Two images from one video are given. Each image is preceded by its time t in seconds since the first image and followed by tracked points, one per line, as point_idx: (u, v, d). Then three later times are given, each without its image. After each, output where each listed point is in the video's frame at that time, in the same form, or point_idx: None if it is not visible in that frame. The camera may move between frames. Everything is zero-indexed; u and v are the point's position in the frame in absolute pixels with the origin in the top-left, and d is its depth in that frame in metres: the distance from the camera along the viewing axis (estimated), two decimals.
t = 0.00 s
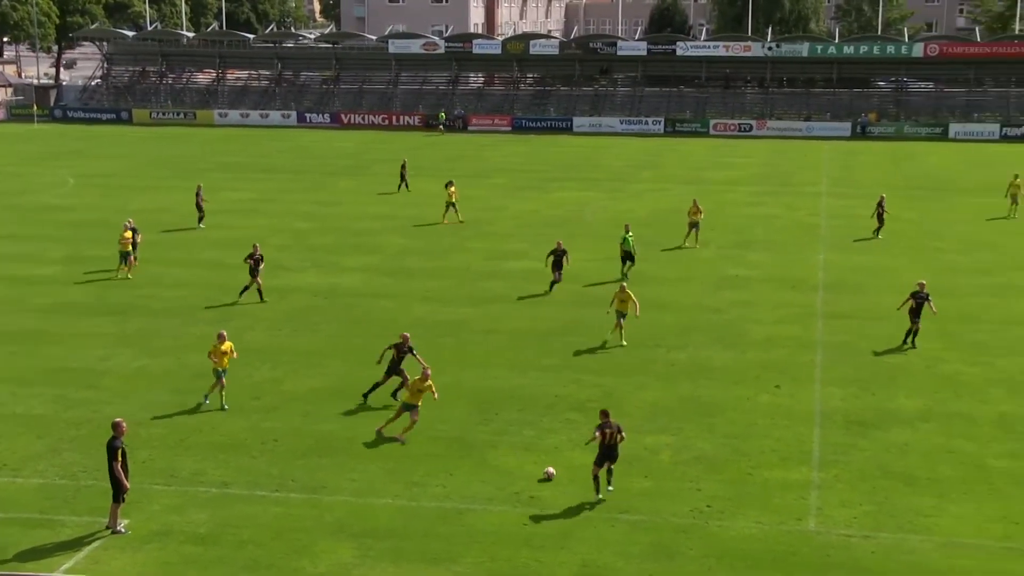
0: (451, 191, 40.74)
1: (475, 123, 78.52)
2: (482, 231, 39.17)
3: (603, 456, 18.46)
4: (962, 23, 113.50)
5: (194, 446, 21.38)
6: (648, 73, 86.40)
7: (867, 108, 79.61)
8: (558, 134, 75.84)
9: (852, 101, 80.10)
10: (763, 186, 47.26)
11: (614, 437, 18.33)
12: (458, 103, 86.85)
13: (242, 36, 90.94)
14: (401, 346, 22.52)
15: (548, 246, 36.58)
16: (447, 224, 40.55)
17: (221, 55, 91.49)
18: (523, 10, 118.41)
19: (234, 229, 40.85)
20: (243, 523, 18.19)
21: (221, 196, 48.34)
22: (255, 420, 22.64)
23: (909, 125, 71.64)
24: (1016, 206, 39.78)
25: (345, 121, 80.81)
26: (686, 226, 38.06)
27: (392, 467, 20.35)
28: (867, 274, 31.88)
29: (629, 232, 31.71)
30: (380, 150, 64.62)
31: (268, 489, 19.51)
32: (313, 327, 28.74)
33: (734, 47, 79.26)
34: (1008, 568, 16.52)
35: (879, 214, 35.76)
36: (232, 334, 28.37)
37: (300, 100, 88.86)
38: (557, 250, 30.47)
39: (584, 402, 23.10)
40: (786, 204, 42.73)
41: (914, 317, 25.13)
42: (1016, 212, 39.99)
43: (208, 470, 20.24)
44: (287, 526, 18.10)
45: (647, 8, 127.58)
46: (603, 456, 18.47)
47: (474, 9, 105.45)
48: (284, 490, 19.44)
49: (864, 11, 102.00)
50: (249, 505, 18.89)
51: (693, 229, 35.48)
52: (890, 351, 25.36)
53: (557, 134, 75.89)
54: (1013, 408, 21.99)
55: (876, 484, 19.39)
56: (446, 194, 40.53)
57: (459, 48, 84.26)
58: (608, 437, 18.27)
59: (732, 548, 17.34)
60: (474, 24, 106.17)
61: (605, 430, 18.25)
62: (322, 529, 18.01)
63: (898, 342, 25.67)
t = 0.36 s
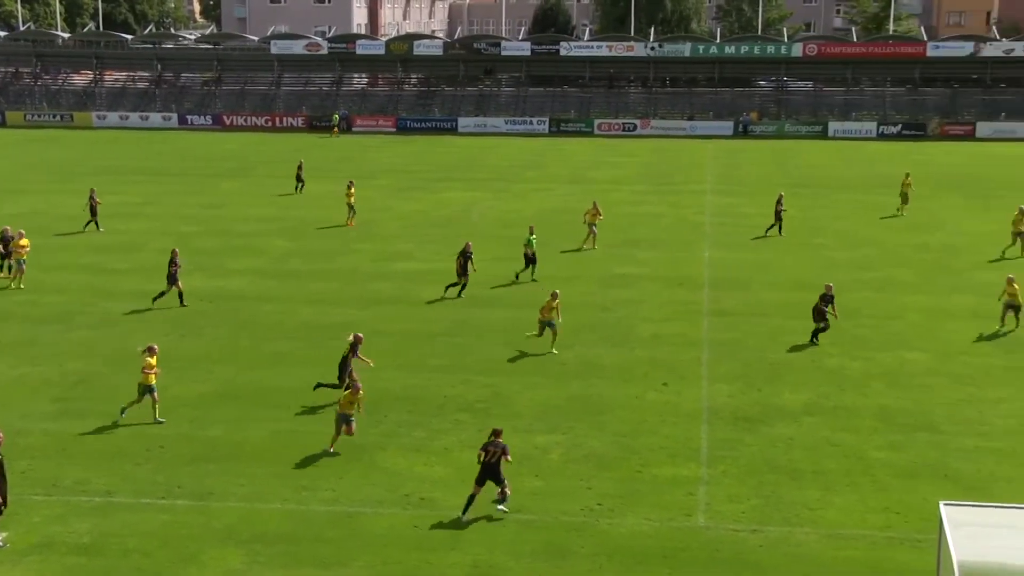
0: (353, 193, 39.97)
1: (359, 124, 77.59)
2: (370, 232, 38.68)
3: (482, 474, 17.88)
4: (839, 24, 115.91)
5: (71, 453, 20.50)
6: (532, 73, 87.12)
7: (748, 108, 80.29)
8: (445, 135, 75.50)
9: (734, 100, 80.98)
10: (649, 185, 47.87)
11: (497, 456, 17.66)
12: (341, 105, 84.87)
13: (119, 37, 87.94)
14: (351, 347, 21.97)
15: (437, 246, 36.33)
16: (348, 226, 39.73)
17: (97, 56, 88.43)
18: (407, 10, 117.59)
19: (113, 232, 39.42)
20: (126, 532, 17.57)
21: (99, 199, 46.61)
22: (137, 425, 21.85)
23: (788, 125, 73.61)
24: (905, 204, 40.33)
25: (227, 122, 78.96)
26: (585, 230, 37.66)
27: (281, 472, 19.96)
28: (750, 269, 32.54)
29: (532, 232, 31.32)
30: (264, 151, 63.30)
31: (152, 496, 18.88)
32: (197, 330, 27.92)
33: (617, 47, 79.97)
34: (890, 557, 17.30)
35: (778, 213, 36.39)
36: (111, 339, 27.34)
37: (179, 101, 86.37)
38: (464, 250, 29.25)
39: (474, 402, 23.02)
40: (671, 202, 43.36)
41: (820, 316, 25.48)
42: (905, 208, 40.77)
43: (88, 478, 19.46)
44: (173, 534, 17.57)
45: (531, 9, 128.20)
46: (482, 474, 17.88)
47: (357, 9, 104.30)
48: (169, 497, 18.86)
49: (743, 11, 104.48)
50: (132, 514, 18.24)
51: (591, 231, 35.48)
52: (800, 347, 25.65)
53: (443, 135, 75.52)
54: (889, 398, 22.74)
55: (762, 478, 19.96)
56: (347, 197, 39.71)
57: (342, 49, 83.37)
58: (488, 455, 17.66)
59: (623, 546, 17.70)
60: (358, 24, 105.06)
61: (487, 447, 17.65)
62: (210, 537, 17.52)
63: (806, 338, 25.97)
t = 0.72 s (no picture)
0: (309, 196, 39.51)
1: (303, 126, 76.65)
2: (313, 234, 38.27)
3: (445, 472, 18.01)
4: (779, 25, 117.99)
5: (6, 462, 19.99)
6: (476, 74, 87.03)
7: (690, 108, 81.31)
8: (388, 136, 75.12)
9: (677, 100, 82.12)
10: (592, 185, 48.04)
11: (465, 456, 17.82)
12: (284, 105, 84.18)
13: (54, 37, 86.24)
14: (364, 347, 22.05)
15: (381, 248, 36.08)
16: (304, 230, 39.19)
17: (32, 57, 86.64)
18: (349, 11, 116.72)
19: (49, 237, 38.55)
20: (65, 540, 17.19)
21: (34, 203, 45.56)
22: (76, 432, 21.38)
23: (731, 125, 74.40)
24: (858, 201, 40.66)
25: (167, 124, 77.83)
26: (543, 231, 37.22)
27: (224, 477, 19.67)
28: (692, 268, 32.78)
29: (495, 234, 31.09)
30: (205, 153, 62.42)
31: (92, 503, 18.49)
32: (136, 335, 27.39)
33: (560, 48, 80.24)
34: (835, 553, 17.48)
35: (736, 212, 36.91)
36: (48, 344, 26.71)
37: (118, 103, 84.93)
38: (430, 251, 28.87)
39: (420, 403, 22.89)
40: (614, 203, 43.49)
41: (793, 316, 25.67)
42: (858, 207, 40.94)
43: (25, 487, 19.00)
44: (115, 542, 17.23)
45: (474, 10, 127.94)
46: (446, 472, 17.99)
47: (299, 10, 103.12)
48: (110, 505, 18.48)
49: (685, 11, 105.43)
50: (71, 522, 17.85)
51: (553, 232, 35.25)
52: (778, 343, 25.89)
53: (387, 136, 75.14)
54: (831, 394, 23.03)
55: (707, 475, 20.11)
56: (303, 199, 39.22)
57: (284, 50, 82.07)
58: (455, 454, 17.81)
59: (570, 545, 17.72)
60: (300, 26, 103.99)
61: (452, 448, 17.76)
62: (152, 545, 17.21)
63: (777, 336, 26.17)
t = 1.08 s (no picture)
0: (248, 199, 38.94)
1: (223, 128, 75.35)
2: (234, 237, 37.65)
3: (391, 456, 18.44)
4: (700, 25, 113.46)
5: None
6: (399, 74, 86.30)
7: (613, 108, 81.89)
8: (310, 137, 74.23)
9: (599, 100, 82.75)
10: (516, 185, 48.05)
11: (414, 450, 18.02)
12: (203, 106, 82.76)
13: None
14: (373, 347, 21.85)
15: (305, 250, 35.63)
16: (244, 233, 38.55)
17: None
18: (269, 11, 113.80)
19: None
20: None
21: None
22: None
23: (652, 125, 75.18)
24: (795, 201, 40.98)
25: (82, 126, 76.02)
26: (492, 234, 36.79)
27: (145, 484, 19.26)
28: (616, 267, 33.00)
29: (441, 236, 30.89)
30: (122, 156, 60.99)
31: (8, 515, 17.97)
32: (53, 340, 26.67)
33: (483, 48, 80.26)
34: (758, 548, 17.72)
35: (675, 210, 37.26)
36: None
37: (30, 105, 82.56)
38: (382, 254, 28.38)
39: (345, 405, 22.64)
40: (539, 203, 43.53)
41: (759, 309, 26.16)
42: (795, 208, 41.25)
43: None
44: (31, 554, 16.78)
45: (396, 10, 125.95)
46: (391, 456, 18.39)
47: (218, 10, 100.61)
48: (26, 516, 17.98)
49: (606, 13, 103.23)
50: None
51: (499, 236, 34.56)
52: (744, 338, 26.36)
53: (309, 137, 74.25)
54: (753, 391, 23.36)
55: (633, 473, 20.24)
56: (241, 201, 38.64)
57: (201, 50, 81.13)
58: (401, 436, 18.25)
59: (496, 546, 17.68)
60: (219, 27, 101.51)
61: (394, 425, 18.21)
62: (70, 556, 16.81)
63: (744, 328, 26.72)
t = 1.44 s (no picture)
0: (174, 199, 38.53)
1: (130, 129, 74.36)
2: (149, 241, 37.11)
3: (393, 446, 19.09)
4: (612, 26, 114.88)
5: None
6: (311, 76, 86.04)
7: (526, 108, 81.84)
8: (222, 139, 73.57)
9: (513, 100, 82.58)
10: (432, 186, 47.97)
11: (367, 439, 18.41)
12: (112, 109, 82.03)
13: None
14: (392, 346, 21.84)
15: (221, 252, 35.25)
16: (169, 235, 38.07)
17: None
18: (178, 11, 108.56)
19: None
20: None
21: None
22: None
23: (566, 124, 75.44)
24: (722, 199, 41.33)
25: None
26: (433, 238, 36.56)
27: (56, 492, 19.03)
28: (532, 267, 33.09)
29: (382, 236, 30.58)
30: (30, 158, 59.61)
31: None
32: None
33: (395, 48, 80.09)
34: (673, 544, 17.88)
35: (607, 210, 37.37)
36: None
37: None
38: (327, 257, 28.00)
39: (260, 409, 22.51)
40: (454, 202, 43.54)
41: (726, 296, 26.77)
42: (722, 206, 41.70)
43: None
44: None
45: (307, 11, 121.39)
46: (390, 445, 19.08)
47: (126, 9, 97.30)
48: None
49: (519, 12, 103.94)
50: None
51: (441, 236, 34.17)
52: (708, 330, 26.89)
53: (221, 139, 73.60)
54: (669, 388, 23.58)
55: (550, 472, 20.34)
56: (169, 203, 38.23)
57: (110, 51, 79.92)
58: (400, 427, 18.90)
59: (413, 547, 17.70)
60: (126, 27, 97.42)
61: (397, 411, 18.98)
62: None
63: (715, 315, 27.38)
